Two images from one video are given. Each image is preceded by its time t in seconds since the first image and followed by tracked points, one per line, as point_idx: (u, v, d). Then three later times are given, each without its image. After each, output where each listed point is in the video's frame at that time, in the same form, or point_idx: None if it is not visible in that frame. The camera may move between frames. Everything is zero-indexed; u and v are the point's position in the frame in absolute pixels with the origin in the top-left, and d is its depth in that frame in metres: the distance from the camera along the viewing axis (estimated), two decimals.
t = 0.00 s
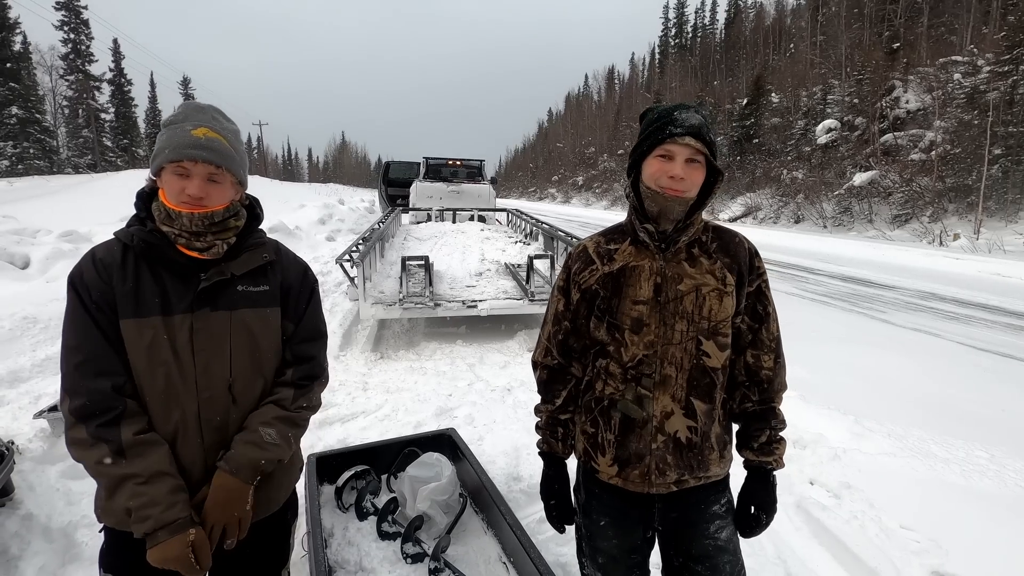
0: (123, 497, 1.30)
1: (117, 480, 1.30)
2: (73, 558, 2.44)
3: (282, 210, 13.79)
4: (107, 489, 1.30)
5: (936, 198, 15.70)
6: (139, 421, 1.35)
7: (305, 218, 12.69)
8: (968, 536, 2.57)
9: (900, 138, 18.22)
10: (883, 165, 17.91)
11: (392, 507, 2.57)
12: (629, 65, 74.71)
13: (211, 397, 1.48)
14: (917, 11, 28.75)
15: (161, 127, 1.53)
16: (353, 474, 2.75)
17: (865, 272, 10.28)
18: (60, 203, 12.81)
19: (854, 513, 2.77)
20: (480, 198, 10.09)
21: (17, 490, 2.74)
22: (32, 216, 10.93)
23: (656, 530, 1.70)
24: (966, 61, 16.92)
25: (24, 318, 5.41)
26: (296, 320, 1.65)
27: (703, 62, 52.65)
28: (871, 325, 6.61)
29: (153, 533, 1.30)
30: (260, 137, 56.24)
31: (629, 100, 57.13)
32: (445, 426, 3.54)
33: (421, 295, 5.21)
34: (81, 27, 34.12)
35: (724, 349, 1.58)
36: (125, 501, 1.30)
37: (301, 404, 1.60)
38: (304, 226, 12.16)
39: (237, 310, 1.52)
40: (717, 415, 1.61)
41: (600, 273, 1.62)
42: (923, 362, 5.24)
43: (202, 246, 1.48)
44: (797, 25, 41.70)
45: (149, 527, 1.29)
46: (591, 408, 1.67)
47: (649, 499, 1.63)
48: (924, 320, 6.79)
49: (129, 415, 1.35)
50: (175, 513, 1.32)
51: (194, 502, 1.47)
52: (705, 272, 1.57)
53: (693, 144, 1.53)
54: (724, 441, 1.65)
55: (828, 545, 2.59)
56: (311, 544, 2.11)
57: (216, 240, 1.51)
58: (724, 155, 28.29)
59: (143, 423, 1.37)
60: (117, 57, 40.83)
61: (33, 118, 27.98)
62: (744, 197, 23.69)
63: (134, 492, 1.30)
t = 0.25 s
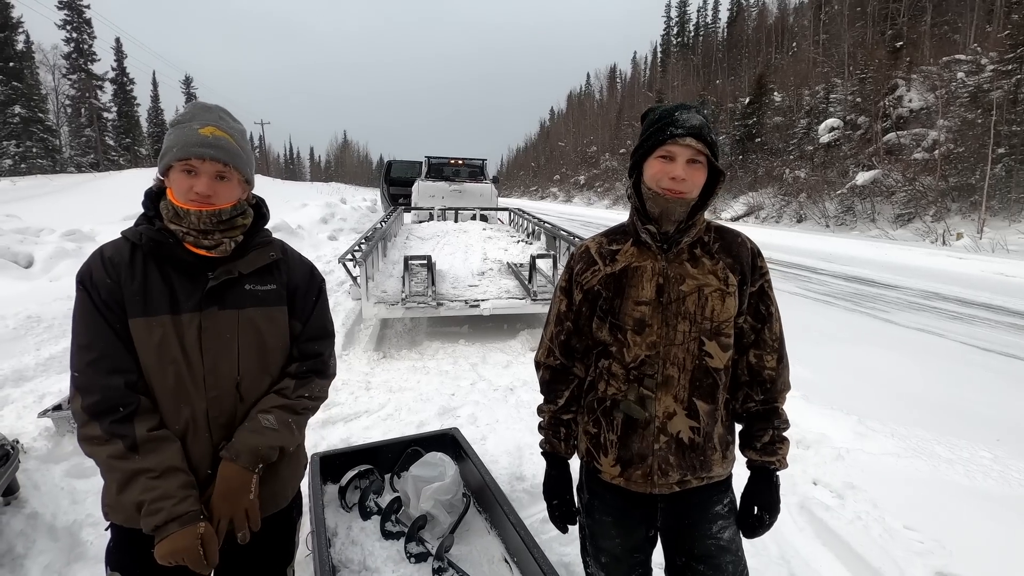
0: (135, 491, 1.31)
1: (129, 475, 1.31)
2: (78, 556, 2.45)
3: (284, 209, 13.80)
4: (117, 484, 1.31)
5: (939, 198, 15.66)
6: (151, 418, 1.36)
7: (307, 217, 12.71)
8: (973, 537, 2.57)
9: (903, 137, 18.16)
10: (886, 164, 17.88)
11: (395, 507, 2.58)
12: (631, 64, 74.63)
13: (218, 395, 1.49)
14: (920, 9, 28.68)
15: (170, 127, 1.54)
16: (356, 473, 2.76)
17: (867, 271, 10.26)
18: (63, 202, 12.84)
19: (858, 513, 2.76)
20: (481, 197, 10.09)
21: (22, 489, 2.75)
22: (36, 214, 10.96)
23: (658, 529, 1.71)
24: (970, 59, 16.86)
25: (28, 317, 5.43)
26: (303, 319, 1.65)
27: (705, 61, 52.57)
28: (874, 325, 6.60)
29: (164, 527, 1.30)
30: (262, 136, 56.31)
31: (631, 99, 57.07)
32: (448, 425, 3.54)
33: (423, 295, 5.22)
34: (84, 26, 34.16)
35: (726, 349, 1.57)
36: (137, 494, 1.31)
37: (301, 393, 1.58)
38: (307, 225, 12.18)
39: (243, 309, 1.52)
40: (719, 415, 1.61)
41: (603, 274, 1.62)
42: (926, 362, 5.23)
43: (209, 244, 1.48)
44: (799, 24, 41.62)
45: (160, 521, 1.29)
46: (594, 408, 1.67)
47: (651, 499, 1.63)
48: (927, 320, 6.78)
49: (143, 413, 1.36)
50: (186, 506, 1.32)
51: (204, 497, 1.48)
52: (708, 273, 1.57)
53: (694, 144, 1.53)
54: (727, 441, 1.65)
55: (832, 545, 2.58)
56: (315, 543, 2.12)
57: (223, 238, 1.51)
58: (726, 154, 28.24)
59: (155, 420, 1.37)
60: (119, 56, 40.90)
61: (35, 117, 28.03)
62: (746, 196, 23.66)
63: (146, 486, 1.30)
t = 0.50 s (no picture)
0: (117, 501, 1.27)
1: (119, 481, 1.28)
2: (83, 555, 2.45)
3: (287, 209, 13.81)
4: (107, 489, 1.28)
5: (944, 196, 15.59)
6: (152, 423, 1.34)
7: (310, 216, 12.71)
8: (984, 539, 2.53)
9: (907, 136, 18.07)
10: (890, 163, 17.82)
11: (401, 507, 2.57)
12: (633, 63, 74.48)
13: (228, 395, 1.47)
14: (924, 7, 28.55)
15: (182, 126, 1.53)
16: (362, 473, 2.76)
17: (871, 271, 10.22)
18: (66, 201, 12.87)
19: (865, 514, 2.75)
20: (484, 195, 10.07)
21: (28, 487, 2.75)
22: (40, 213, 10.99)
23: (666, 531, 1.70)
24: (975, 57, 16.76)
25: (33, 316, 5.45)
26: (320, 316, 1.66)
27: (708, 60, 52.41)
28: (879, 324, 6.57)
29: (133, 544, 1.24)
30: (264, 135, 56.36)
31: (633, 98, 56.96)
32: (452, 425, 3.53)
33: (427, 294, 5.20)
34: (87, 25, 34.20)
35: (736, 350, 1.56)
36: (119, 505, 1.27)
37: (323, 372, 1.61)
38: (309, 224, 12.18)
39: (255, 308, 1.51)
40: (728, 417, 1.59)
41: (610, 274, 1.61)
42: (932, 362, 5.20)
43: (223, 245, 1.48)
44: (802, 22, 41.47)
45: (133, 534, 1.24)
46: (602, 408, 1.66)
47: (659, 500, 1.62)
48: (932, 319, 6.75)
49: (144, 415, 1.34)
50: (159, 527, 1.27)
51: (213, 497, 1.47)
52: (717, 272, 1.55)
53: (703, 143, 1.51)
54: (736, 442, 1.63)
55: (838, 546, 2.57)
56: (322, 542, 2.12)
57: (237, 239, 1.50)
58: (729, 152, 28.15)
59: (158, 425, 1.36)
60: (122, 55, 40.94)
61: (39, 116, 28.08)
62: (749, 196, 23.60)
63: (131, 496, 1.27)
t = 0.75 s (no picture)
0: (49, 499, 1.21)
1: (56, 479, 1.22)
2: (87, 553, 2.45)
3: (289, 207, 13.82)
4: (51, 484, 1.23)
5: (946, 196, 15.54)
6: (107, 424, 1.29)
7: (312, 215, 12.72)
8: (989, 539, 2.52)
9: (910, 135, 18.01)
10: (893, 162, 17.77)
11: (404, 505, 2.57)
12: (635, 62, 74.37)
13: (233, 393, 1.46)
14: (927, 6, 28.44)
15: (197, 135, 1.49)
16: (365, 471, 2.75)
17: (874, 270, 10.19)
18: (69, 199, 12.89)
19: (870, 514, 2.73)
20: (487, 194, 10.06)
21: (31, 485, 2.75)
22: (42, 212, 11.02)
23: (671, 531, 1.69)
24: (978, 56, 16.69)
25: (36, 314, 5.46)
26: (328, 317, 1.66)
27: (710, 59, 52.31)
28: (883, 324, 6.55)
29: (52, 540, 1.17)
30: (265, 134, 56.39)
31: (635, 97, 56.86)
32: (455, 423, 3.53)
33: (429, 293, 5.20)
34: (89, 24, 34.25)
35: (742, 348, 1.55)
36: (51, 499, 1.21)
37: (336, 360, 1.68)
38: (311, 223, 12.19)
39: (262, 306, 1.51)
40: (734, 416, 1.58)
41: (615, 272, 1.59)
42: (935, 361, 5.18)
43: (235, 250, 1.48)
44: (805, 21, 41.35)
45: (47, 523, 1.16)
46: (606, 408, 1.65)
47: (663, 499, 1.61)
48: (936, 319, 6.72)
49: (114, 415, 1.31)
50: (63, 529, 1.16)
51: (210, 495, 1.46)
52: (723, 270, 1.54)
53: (710, 139, 1.50)
54: (742, 441, 1.63)
55: (843, 546, 2.56)
56: (325, 540, 2.11)
57: (248, 245, 1.51)
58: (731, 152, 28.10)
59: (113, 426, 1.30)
60: (124, 55, 41.00)
61: (42, 115, 28.14)
62: (751, 195, 23.55)
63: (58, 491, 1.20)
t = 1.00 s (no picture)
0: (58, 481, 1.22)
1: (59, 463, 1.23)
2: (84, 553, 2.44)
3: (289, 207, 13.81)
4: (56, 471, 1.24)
5: (946, 196, 15.54)
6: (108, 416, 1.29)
7: (311, 215, 12.71)
8: (988, 539, 2.52)
9: (910, 135, 18.02)
10: (893, 163, 17.79)
11: (402, 505, 2.56)
12: (635, 62, 74.38)
13: (226, 393, 1.46)
14: (927, 6, 28.45)
15: (195, 128, 1.50)
16: (363, 471, 2.74)
17: (874, 270, 10.19)
18: (68, 199, 12.88)
19: (869, 514, 2.73)
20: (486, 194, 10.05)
21: (28, 485, 2.74)
22: (42, 211, 11.01)
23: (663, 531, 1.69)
24: (978, 57, 16.69)
25: (35, 313, 5.45)
26: (320, 320, 1.64)
27: (710, 59, 52.33)
28: (882, 324, 6.54)
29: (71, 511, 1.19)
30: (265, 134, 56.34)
31: (635, 97, 56.85)
32: (454, 424, 3.53)
33: (429, 292, 5.19)
34: (89, 24, 34.23)
35: (740, 351, 1.54)
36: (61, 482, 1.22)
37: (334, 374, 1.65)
38: (311, 222, 12.18)
39: (257, 307, 1.50)
40: (729, 418, 1.57)
41: (616, 269, 1.58)
42: (935, 362, 5.18)
43: (229, 247, 1.47)
44: (805, 21, 41.36)
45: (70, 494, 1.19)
46: (601, 405, 1.64)
47: (656, 499, 1.61)
48: (935, 319, 6.72)
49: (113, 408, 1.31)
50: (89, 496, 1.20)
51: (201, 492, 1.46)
52: (724, 271, 1.53)
53: (711, 138, 1.49)
54: (737, 444, 1.61)
55: (843, 546, 2.55)
56: (323, 540, 2.10)
57: (243, 243, 1.50)
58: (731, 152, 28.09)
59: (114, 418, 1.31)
60: (124, 54, 40.98)
61: (42, 115, 28.11)
62: (751, 195, 23.55)
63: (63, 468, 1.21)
